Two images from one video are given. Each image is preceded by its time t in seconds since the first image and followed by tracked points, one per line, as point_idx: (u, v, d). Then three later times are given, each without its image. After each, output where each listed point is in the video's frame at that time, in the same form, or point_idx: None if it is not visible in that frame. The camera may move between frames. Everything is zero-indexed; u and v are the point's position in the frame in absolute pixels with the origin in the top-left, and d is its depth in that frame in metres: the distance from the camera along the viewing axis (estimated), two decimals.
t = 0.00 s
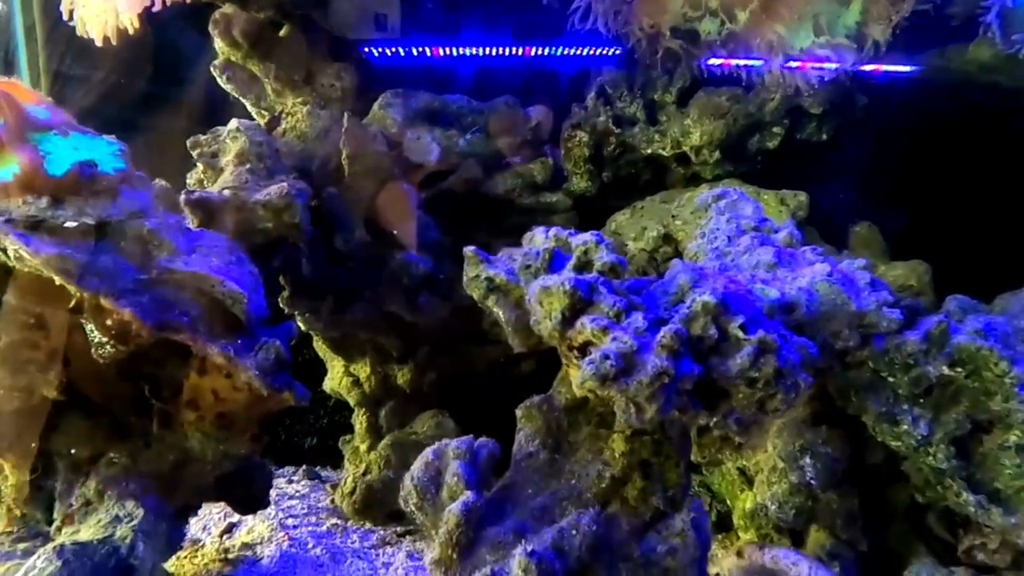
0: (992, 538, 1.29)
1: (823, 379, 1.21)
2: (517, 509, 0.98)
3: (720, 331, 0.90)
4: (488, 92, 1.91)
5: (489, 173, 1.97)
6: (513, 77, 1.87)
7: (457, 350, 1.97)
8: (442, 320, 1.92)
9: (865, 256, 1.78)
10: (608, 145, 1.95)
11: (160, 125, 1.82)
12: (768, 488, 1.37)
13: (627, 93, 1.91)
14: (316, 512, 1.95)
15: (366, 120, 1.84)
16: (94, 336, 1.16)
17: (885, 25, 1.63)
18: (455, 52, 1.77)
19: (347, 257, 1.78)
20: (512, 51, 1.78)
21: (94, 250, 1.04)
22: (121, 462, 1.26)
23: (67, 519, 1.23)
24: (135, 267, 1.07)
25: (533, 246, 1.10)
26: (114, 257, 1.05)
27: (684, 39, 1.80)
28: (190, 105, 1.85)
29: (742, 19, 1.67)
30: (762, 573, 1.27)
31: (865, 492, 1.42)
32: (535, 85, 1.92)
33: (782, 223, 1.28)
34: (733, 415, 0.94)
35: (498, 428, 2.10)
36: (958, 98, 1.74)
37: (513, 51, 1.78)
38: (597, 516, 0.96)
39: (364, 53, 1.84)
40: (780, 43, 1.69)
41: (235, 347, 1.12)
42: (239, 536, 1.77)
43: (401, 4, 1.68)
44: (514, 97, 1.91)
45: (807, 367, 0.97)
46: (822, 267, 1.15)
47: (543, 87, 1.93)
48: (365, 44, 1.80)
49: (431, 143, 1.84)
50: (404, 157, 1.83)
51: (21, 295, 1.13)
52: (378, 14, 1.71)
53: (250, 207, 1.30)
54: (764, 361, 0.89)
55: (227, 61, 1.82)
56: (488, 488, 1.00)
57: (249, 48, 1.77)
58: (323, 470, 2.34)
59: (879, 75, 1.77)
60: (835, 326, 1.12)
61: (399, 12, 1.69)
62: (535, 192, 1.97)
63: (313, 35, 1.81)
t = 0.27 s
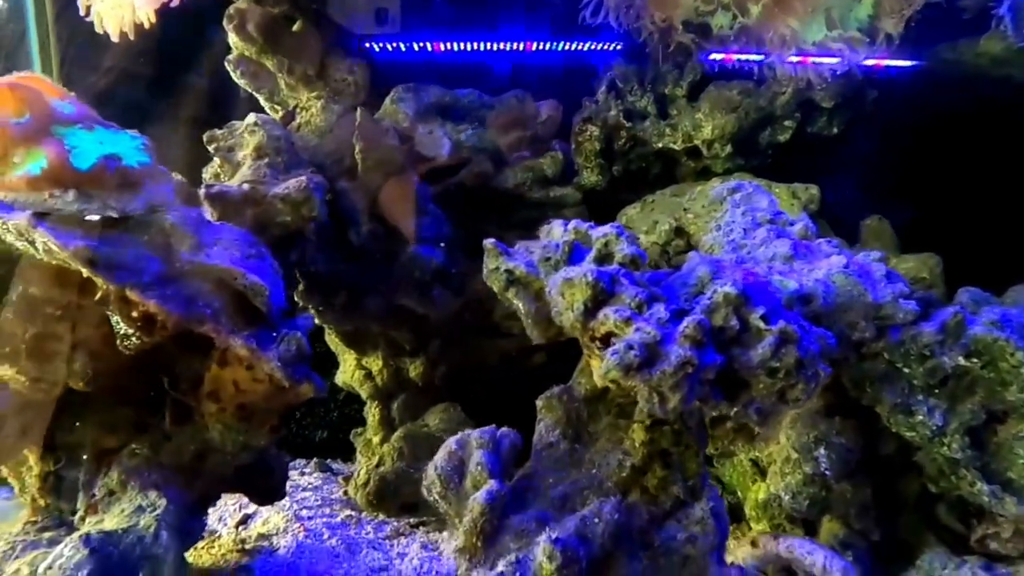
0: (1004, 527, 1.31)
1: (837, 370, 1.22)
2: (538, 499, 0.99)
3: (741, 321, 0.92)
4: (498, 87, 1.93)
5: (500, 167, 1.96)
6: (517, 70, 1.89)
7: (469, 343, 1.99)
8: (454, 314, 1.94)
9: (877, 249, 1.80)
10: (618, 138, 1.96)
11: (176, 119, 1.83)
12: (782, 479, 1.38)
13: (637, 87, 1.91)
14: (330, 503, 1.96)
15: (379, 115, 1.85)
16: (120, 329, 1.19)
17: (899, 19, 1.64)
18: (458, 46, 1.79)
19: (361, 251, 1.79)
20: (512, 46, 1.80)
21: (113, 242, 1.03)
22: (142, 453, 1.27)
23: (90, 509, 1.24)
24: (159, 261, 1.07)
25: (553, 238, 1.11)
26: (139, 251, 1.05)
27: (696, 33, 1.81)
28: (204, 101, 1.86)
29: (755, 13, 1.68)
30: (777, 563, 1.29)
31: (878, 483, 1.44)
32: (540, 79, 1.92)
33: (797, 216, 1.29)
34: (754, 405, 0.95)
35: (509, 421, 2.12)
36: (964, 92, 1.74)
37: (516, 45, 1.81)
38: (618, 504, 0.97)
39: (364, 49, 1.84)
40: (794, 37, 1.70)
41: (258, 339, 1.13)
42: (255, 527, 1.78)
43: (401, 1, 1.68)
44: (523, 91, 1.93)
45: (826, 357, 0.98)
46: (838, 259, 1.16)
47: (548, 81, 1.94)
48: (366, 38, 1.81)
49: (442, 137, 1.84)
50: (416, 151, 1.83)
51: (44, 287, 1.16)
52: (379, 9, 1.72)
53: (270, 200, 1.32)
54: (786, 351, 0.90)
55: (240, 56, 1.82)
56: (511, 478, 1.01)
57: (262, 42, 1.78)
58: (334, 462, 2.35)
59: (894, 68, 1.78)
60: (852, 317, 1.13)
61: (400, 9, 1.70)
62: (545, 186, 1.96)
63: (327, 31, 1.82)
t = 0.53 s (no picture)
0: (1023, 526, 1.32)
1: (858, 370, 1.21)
2: (563, 498, 1.01)
3: (768, 322, 0.92)
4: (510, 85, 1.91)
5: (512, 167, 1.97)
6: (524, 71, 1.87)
7: (483, 342, 1.99)
8: (468, 314, 1.94)
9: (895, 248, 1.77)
10: (632, 138, 1.95)
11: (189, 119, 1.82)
12: (800, 479, 1.37)
13: (651, 87, 1.92)
14: (344, 503, 1.96)
15: (393, 116, 1.83)
16: (145, 329, 1.20)
17: (915, 16, 1.66)
18: (457, 45, 1.78)
19: (376, 250, 1.79)
20: (513, 44, 1.77)
21: (137, 243, 1.04)
22: (164, 452, 1.28)
23: (113, 508, 1.25)
24: (182, 262, 1.07)
25: (576, 239, 1.11)
26: (163, 252, 1.06)
27: (712, 32, 1.82)
28: (219, 101, 1.86)
29: (771, 13, 1.70)
30: (800, 562, 1.28)
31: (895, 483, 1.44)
32: (549, 79, 1.90)
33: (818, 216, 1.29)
34: (780, 406, 0.95)
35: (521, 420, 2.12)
36: (971, 89, 1.76)
37: (516, 44, 1.78)
38: (644, 505, 0.98)
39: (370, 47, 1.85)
40: (810, 37, 1.72)
41: (280, 339, 1.13)
42: (271, 526, 1.78)
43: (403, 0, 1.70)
44: (536, 90, 1.91)
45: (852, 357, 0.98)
46: (861, 259, 1.16)
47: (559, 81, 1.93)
48: (372, 38, 1.82)
49: (456, 137, 1.83)
50: (430, 152, 1.83)
51: (69, 288, 1.16)
52: (379, 9, 1.74)
53: (291, 200, 1.33)
54: (813, 352, 0.90)
55: (256, 57, 1.81)
56: (537, 477, 1.02)
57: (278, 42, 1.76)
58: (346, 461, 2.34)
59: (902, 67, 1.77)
60: (875, 318, 1.13)
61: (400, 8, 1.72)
62: (558, 185, 1.96)
63: (343, 32, 1.82)
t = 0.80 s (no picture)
0: None
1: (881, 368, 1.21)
2: (588, 496, 1.05)
3: (797, 320, 0.91)
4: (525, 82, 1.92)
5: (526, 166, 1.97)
6: (536, 69, 1.87)
7: (496, 341, 1.98)
8: (483, 312, 1.94)
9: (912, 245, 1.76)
10: (646, 136, 1.94)
11: (210, 120, 1.83)
12: (820, 478, 1.36)
13: (666, 85, 1.91)
14: (359, 501, 1.96)
15: (407, 114, 1.81)
16: (171, 327, 1.20)
17: (935, 13, 1.62)
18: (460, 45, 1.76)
19: (392, 249, 1.79)
20: (518, 43, 1.76)
21: (160, 241, 1.03)
22: (185, 450, 1.27)
23: (135, 505, 1.25)
24: (207, 261, 1.07)
25: (600, 237, 1.12)
26: (185, 249, 1.05)
27: (729, 30, 1.80)
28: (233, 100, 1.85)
29: (788, 10, 1.70)
30: (821, 561, 1.29)
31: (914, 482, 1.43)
32: (563, 78, 1.92)
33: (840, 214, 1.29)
34: (808, 403, 0.95)
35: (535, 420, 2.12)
36: (989, 87, 1.75)
37: (521, 43, 1.76)
38: (672, 503, 1.02)
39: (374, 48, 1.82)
40: (828, 34, 1.71)
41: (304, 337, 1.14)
42: (286, 524, 1.78)
43: None
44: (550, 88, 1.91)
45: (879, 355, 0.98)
46: (885, 257, 1.16)
47: (572, 79, 1.93)
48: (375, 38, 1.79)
49: (469, 135, 1.82)
50: (444, 151, 1.81)
51: (94, 285, 1.16)
52: (381, 8, 1.72)
53: (312, 198, 1.35)
54: (842, 350, 0.90)
55: (271, 55, 1.82)
56: (564, 473, 1.05)
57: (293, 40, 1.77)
58: (357, 460, 2.33)
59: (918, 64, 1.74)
60: (898, 315, 1.13)
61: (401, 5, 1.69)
62: (570, 184, 1.96)
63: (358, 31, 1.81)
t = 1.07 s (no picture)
0: None
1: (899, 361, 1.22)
2: (610, 486, 1.07)
3: (822, 309, 0.91)
4: (539, 77, 1.86)
5: (536, 159, 1.95)
6: (547, 66, 1.84)
7: (508, 335, 1.98)
8: (495, 305, 1.93)
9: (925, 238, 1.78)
10: (659, 130, 1.95)
11: (223, 112, 1.82)
12: (836, 471, 1.36)
13: (678, 79, 1.92)
14: (370, 493, 1.96)
15: (420, 106, 1.82)
16: (192, 316, 1.18)
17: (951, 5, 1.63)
18: (468, 41, 1.73)
19: (405, 241, 1.78)
20: (517, 41, 1.73)
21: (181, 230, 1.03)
22: (203, 440, 1.28)
23: (153, 494, 1.26)
24: (228, 250, 1.07)
25: (619, 227, 1.11)
26: (206, 238, 1.06)
27: (745, 24, 1.78)
28: (246, 92, 1.85)
29: (805, 4, 1.69)
30: (837, 553, 1.29)
31: (930, 475, 1.43)
32: (577, 71, 1.88)
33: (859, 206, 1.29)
34: (831, 392, 0.95)
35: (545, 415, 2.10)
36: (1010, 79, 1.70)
37: (522, 41, 1.73)
38: (693, 493, 1.04)
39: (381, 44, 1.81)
40: (845, 26, 1.71)
41: (324, 326, 1.14)
42: (299, 516, 1.79)
43: None
44: (563, 82, 1.87)
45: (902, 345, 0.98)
46: (906, 249, 1.16)
47: (585, 72, 1.90)
48: (382, 32, 1.78)
49: (483, 127, 1.83)
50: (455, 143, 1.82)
51: (115, 275, 1.18)
52: (383, 5, 1.69)
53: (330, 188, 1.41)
54: (867, 339, 0.90)
55: (285, 47, 1.81)
56: (586, 462, 1.10)
57: (308, 31, 1.77)
58: (367, 454, 2.31)
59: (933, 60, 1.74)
60: (920, 307, 1.13)
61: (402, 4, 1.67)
62: (581, 178, 1.97)
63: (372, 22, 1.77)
